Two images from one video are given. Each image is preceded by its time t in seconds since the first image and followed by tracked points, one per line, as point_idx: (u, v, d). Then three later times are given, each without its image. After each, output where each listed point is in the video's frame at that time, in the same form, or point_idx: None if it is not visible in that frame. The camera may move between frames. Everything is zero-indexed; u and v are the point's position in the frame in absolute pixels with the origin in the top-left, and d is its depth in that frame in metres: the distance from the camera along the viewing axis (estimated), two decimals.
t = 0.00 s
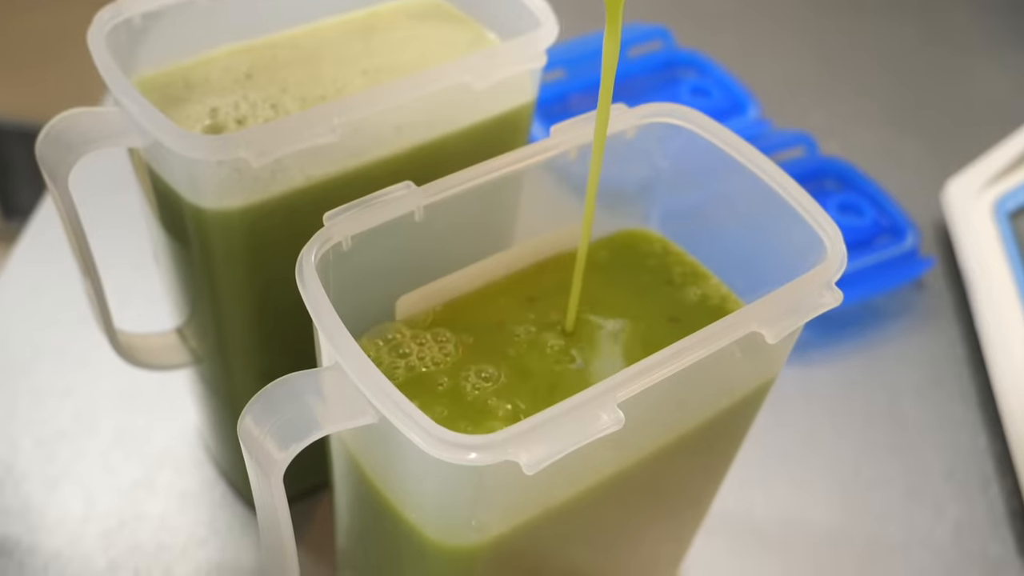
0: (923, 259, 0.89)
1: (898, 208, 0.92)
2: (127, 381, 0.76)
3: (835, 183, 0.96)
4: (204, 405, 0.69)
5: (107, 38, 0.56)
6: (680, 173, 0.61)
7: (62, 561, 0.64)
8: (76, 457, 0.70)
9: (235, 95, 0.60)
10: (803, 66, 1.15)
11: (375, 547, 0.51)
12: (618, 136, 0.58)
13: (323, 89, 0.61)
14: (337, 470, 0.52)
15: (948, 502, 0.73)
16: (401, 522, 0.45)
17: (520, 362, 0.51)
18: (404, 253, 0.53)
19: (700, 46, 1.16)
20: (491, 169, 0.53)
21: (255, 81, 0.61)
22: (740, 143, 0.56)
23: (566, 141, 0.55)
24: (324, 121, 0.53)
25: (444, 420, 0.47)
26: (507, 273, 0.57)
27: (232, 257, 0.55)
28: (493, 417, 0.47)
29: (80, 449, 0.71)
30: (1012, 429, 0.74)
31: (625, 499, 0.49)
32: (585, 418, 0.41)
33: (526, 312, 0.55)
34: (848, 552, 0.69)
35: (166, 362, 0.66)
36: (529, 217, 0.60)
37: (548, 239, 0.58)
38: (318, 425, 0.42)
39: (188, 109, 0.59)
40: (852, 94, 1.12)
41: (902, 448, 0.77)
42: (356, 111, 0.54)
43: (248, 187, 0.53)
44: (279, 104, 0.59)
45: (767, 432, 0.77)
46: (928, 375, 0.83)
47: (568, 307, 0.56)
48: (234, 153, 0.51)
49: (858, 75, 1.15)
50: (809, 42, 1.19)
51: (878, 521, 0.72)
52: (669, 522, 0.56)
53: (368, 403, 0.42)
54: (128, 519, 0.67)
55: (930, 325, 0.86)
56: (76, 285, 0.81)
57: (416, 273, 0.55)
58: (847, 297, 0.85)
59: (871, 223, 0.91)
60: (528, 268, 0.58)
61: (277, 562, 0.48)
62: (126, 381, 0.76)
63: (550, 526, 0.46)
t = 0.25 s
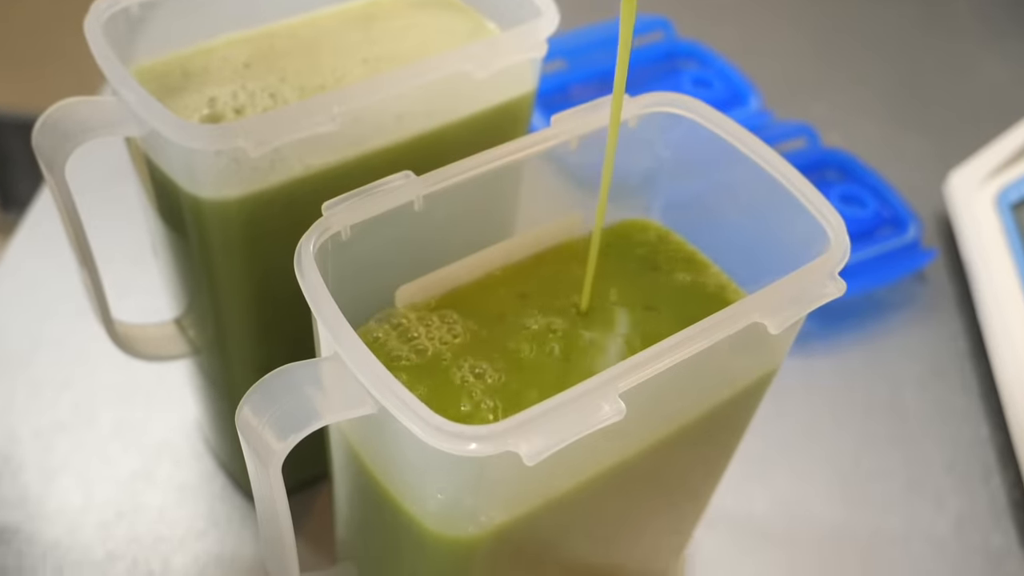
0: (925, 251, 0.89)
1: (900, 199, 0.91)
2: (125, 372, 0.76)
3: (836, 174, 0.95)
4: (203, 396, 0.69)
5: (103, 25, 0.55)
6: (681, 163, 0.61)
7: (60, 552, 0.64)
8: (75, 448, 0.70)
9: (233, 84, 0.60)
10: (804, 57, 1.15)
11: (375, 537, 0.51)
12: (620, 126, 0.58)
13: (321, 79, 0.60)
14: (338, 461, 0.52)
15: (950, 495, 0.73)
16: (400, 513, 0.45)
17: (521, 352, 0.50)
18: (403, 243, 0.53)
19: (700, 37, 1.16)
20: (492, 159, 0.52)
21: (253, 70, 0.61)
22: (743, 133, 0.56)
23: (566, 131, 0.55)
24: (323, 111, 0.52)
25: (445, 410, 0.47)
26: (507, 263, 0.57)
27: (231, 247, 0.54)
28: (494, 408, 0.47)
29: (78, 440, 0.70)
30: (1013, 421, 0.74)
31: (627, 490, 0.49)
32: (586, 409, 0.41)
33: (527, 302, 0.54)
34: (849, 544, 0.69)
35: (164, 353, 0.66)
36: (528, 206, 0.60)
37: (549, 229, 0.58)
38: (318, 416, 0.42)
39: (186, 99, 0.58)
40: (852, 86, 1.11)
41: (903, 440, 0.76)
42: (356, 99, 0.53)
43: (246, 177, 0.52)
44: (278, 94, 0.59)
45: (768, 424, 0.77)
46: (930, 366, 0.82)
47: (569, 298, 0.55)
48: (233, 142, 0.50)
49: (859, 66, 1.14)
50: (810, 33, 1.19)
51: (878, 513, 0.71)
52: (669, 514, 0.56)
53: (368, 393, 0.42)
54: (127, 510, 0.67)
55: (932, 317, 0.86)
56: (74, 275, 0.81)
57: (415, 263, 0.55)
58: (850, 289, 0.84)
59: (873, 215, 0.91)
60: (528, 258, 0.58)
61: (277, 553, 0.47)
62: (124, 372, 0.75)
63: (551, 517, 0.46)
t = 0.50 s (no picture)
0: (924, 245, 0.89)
1: (898, 193, 0.91)
2: (122, 367, 0.75)
3: (835, 169, 0.95)
4: (201, 390, 0.69)
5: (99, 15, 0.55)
6: (681, 155, 0.60)
7: (58, 547, 0.63)
8: (72, 442, 0.69)
9: (231, 76, 0.59)
10: (802, 52, 1.15)
11: (373, 530, 0.50)
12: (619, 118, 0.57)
13: (319, 70, 0.60)
14: (336, 454, 0.52)
15: (948, 489, 0.73)
16: (399, 506, 0.45)
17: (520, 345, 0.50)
18: (402, 235, 0.53)
19: (699, 31, 1.16)
20: (491, 150, 0.52)
21: (251, 61, 0.61)
22: (744, 124, 0.56)
23: (565, 123, 0.55)
24: (320, 101, 0.52)
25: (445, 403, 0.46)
26: (505, 256, 0.57)
27: (228, 239, 0.54)
28: (493, 401, 0.47)
29: (75, 435, 0.70)
30: (1011, 414, 0.73)
31: (627, 483, 0.48)
32: (587, 401, 0.41)
33: (526, 294, 0.54)
34: (848, 537, 0.69)
35: (161, 347, 0.66)
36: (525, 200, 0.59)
37: (547, 222, 0.58)
38: (316, 408, 0.42)
39: (184, 91, 0.58)
40: (850, 81, 1.11)
41: (902, 434, 0.76)
42: (354, 90, 0.53)
43: (243, 169, 0.52)
44: (276, 85, 0.59)
45: (767, 418, 0.76)
46: (928, 361, 0.82)
47: (568, 291, 0.55)
48: (229, 133, 0.50)
49: (857, 60, 1.14)
50: (808, 28, 1.19)
51: (877, 507, 0.71)
52: (669, 508, 0.55)
53: (367, 385, 0.41)
54: (124, 504, 0.66)
55: (931, 311, 0.86)
56: (70, 269, 0.81)
57: (414, 255, 0.55)
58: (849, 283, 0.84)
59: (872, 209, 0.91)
60: (526, 250, 0.57)
61: (276, 546, 0.47)
62: (121, 366, 0.75)
63: (550, 510, 0.45)
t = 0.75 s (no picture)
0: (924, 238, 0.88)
1: (899, 186, 0.91)
2: (120, 361, 0.75)
3: (836, 162, 0.95)
4: (199, 384, 0.68)
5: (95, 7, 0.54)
6: (681, 148, 0.60)
7: (55, 541, 0.63)
8: (69, 437, 0.69)
9: (227, 68, 0.59)
10: (803, 45, 1.14)
11: (371, 524, 0.50)
12: (619, 109, 0.57)
13: (316, 62, 0.60)
14: (334, 448, 0.51)
15: (949, 482, 0.72)
16: (397, 500, 0.45)
17: (520, 340, 0.50)
18: (400, 227, 0.52)
19: (699, 24, 1.15)
20: (490, 142, 0.52)
21: (248, 53, 0.60)
22: (745, 116, 0.55)
23: (564, 115, 0.54)
24: (317, 94, 0.52)
25: (443, 396, 0.46)
26: (505, 248, 0.56)
27: (225, 233, 0.54)
28: (492, 395, 0.46)
29: (73, 429, 0.70)
30: (1012, 408, 0.73)
31: (626, 477, 0.48)
32: (586, 394, 0.41)
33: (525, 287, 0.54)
34: (849, 531, 0.69)
35: (159, 341, 0.65)
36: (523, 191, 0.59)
37: (546, 214, 0.57)
38: (313, 402, 0.41)
39: (180, 83, 0.58)
40: (850, 74, 1.11)
41: (903, 427, 0.76)
42: (352, 82, 0.52)
43: (239, 161, 0.52)
44: (273, 78, 0.58)
45: (767, 412, 0.76)
46: (929, 355, 0.82)
47: (567, 284, 0.55)
48: (225, 125, 0.50)
49: (857, 53, 1.13)
50: (808, 21, 1.18)
51: (878, 501, 0.71)
52: (668, 502, 0.55)
53: (365, 378, 0.41)
54: (122, 499, 0.66)
55: (931, 304, 0.86)
56: (67, 263, 0.80)
57: (412, 248, 0.54)
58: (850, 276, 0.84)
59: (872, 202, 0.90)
60: (526, 243, 0.57)
61: (273, 541, 0.47)
62: (118, 361, 0.75)
63: (549, 504, 0.45)
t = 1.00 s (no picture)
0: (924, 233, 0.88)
1: (899, 181, 0.91)
2: (117, 357, 0.75)
3: (835, 157, 0.94)
4: (196, 379, 0.68)
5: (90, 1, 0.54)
6: (680, 142, 0.60)
7: (53, 537, 0.63)
8: (67, 433, 0.69)
9: (224, 61, 0.59)
10: (803, 40, 1.14)
11: (369, 520, 0.50)
12: (617, 103, 0.57)
13: (314, 56, 0.60)
14: (332, 443, 0.51)
15: (949, 477, 0.72)
16: (395, 495, 0.44)
17: (519, 335, 0.50)
18: (398, 221, 0.52)
19: (699, 18, 1.15)
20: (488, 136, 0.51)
21: (245, 47, 0.60)
22: (744, 110, 0.55)
23: (562, 108, 0.54)
24: (314, 88, 0.52)
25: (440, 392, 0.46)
26: (504, 242, 0.56)
27: (222, 227, 0.53)
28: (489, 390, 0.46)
29: (70, 425, 0.70)
30: (1012, 403, 0.73)
31: (625, 472, 0.48)
32: (585, 388, 0.40)
33: (525, 281, 0.54)
34: (849, 526, 0.69)
35: (156, 336, 0.65)
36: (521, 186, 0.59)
37: (545, 209, 0.57)
38: (310, 396, 0.41)
39: (177, 77, 0.57)
40: (850, 68, 1.10)
41: (903, 422, 0.76)
42: (349, 76, 0.52)
43: (237, 155, 0.51)
44: (270, 71, 0.58)
45: (767, 407, 0.76)
46: (929, 350, 0.82)
47: (566, 279, 0.55)
48: (222, 118, 0.49)
49: (857, 48, 1.13)
50: (808, 15, 1.18)
51: (878, 496, 0.71)
52: (668, 496, 0.55)
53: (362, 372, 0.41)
54: (120, 495, 0.66)
55: (931, 299, 0.85)
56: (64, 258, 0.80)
57: (410, 242, 0.54)
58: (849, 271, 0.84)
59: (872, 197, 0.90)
60: (524, 237, 0.57)
61: (270, 537, 0.47)
62: (116, 356, 0.74)
63: (548, 499, 0.45)
